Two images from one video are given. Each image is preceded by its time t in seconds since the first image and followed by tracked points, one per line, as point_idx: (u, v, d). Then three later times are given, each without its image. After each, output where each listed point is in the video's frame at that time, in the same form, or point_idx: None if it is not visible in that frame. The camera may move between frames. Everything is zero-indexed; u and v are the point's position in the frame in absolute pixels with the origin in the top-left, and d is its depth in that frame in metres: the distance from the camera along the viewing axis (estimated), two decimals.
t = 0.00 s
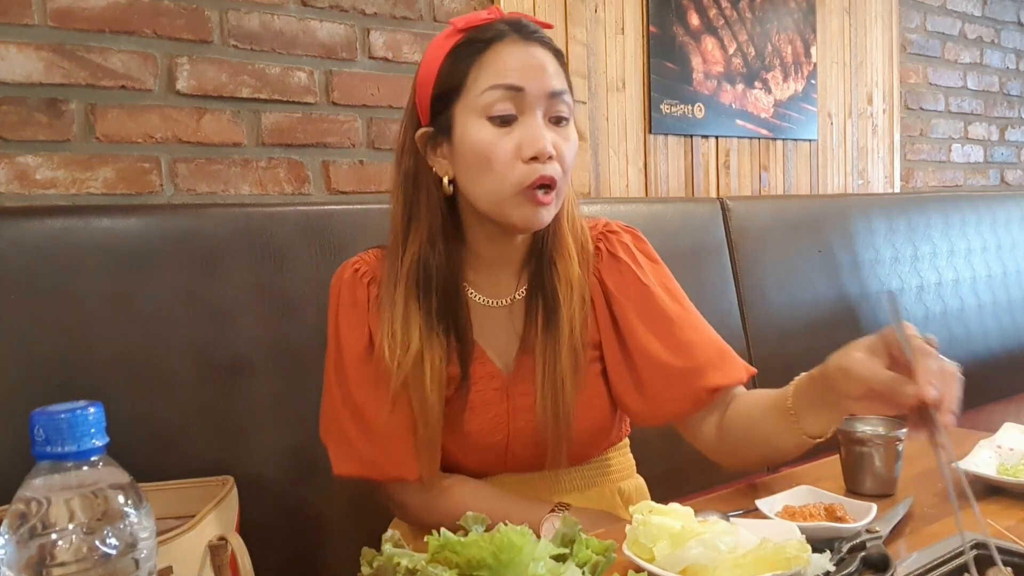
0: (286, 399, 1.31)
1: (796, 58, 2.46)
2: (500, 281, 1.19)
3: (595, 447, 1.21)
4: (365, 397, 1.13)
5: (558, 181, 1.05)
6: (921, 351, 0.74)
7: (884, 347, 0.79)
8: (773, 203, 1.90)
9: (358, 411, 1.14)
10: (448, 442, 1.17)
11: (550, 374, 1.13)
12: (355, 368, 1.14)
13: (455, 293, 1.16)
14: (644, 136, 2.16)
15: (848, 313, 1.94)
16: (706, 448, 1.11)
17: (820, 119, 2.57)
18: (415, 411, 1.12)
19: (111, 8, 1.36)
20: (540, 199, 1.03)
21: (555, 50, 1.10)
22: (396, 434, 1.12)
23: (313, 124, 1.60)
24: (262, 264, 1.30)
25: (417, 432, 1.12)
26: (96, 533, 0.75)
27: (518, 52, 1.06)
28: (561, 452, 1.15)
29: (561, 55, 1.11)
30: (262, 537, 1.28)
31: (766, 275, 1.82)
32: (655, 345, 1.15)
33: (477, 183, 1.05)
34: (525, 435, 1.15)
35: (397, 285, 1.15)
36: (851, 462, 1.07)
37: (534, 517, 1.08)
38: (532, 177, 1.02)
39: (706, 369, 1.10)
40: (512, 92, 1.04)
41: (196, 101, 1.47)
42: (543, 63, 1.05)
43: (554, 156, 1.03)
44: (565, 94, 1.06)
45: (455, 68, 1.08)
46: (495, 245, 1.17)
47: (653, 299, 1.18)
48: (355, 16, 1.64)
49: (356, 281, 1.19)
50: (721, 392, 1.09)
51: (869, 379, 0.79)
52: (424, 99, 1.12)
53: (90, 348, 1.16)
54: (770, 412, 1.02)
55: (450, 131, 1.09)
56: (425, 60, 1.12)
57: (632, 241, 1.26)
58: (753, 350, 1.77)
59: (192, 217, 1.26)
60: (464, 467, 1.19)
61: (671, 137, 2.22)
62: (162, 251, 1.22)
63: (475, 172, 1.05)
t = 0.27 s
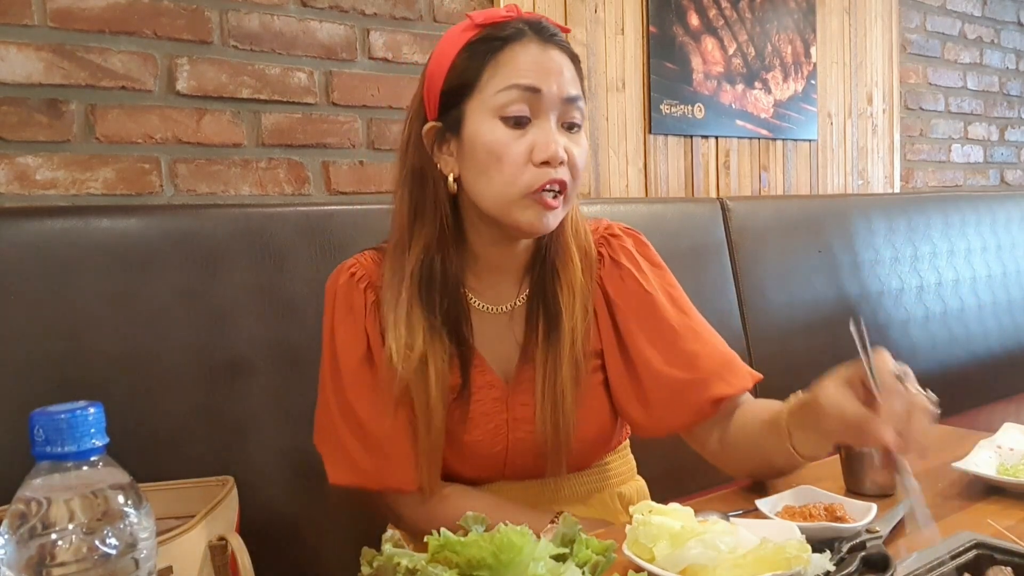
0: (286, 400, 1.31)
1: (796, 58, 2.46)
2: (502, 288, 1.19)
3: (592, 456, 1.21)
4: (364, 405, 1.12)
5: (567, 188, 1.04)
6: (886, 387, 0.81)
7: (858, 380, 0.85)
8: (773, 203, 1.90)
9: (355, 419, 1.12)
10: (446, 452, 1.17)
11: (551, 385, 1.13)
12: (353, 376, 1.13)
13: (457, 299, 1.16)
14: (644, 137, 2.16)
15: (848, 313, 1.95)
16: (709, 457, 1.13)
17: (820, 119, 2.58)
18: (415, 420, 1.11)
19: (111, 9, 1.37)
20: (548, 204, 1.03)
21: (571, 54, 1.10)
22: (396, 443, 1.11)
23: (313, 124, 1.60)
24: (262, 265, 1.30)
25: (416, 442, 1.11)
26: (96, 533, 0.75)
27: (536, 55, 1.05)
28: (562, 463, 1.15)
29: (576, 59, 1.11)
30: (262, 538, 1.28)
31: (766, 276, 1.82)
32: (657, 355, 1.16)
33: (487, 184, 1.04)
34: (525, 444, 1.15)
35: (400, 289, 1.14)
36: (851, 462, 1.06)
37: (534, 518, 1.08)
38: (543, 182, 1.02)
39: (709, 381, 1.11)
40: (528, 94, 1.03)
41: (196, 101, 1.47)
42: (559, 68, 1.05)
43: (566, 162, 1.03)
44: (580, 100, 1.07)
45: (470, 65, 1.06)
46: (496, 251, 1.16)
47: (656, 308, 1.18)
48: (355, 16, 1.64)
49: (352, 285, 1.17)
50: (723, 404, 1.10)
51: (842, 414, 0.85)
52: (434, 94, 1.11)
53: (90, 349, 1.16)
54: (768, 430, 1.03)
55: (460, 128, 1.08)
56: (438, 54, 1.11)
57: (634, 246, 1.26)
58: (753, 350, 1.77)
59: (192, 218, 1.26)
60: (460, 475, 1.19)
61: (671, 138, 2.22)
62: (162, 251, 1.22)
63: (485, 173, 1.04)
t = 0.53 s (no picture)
0: (286, 400, 1.31)
1: (796, 58, 2.46)
2: (508, 293, 1.19)
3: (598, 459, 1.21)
4: (366, 415, 1.11)
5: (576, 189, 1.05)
6: (926, 382, 0.79)
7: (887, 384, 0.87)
8: (773, 203, 1.90)
9: (358, 430, 1.12)
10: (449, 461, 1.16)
11: (557, 394, 1.13)
12: (356, 386, 1.12)
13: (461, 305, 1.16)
14: (644, 137, 2.16)
15: (849, 313, 1.94)
16: (718, 463, 1.15)
17: (820, 119, 2.57)
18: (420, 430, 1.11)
19: (111, 9, 1.37)
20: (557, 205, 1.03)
21: (579, 53, 1.10)
22: (400, 456, 1.10)
23: (313, 124, 1.60)
24: (262, 265, 1.30)
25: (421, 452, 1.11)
26: (96, 533, 0.75)
27: (544, 55, 1.05)
28: (568, 472, 1.15)
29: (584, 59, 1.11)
30: (262, 538, 1.28)
31: (766, 276, 1.82)
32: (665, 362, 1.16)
33: (494, 186, 1.04)
34: (530, 453, 1.15)
35: (405, 295, 1.13)
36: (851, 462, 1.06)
37: (534, 518, 1.08)
38: (551, 182, 1.02)
39: (720, 389, 1.11)
40: (536, 95, 1.03)
41: (196, 101, 1.47)
42: (567, 67, 1.05)
43: (576, 163, 1.03)
44: (588, 101, 1.06)
45: (475, 63, 1.06)
46: (501, 256, 1.16)
47: (664, 314, 1.18)
48: (355, 16, 1.64)
49: (352, 291, 1.16)
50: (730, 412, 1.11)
51: (882, 416, 0.86)
52: (439, 94, 1.11)
53: (90, 349, 1.16)
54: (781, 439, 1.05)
55: (465, 128, 1.08)
56: (442, 51, 1.10)
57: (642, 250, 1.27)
58: (753, 350, 1.77)
59: (192, 218, 1.26)
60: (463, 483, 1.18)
61: (671, 138, 2.22)
62: (162, 251, 1.22)
63: (492, 172, 1.04)
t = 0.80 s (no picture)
0: (286, 400, 1.31)
1: (796, 58, 2.46)
2: (513, 295, 1.19)
3: (599, 463, 1.21)
4: (372, 416, 1.11)
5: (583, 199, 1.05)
6: (904, 398, 0.81)
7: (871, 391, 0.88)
8: (773, 203, 1.89)
9: (363, 431, 1.11)
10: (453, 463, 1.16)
11: (563, 396, 1.13)
12: (363, 386, 1.11)
13: (469, 308, 1.16)
14: (644, 136, 2.16)
15: (848, 313, 1.94)
16: (716, 466, 1.15)
17: (820, 119, 2.57)
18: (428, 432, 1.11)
19: (111, 9, 1.36)
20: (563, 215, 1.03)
21: (589, 57, 1.10)
22: (405, 458, 1.10)
23: (313, 124, 1.60)
24: (262, 264, 1.30)
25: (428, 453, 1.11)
26: (96, 533, 0.75)
27: (554, 61, 1.05)
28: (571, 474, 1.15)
29: (594, 62, 1.11)
30: (262, 538, 1.27)
31: (766, 275, 1.82)
32: (669, 366, 1.16)
33: (501, 194, 1.05)
34: (534, 455, 1.15)
35: (414, 298, 1.13)
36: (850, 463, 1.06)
37: (535, 518, 1.08)
38: (558, 194, 1.02)
39: (721, 391, 1.11)
40: (546, 103, 1.03)
41: (196, 101, 1.47)
42: (577, 74, 1.05)
43: (582, 174, 1.03)
44: (598, 109, 1.06)
45: (484, 70, 1.06)
46: (508, 257, 1.16)
47: (668, 317, 1.19)
48: (355, 16, 1.64)
49: (357, 291, 1.15)
50: (733, 416, 1.11)
51: (856, 421, 0.88)
52: (447, 99, 1.10)
53: (89, 349, 1.16)
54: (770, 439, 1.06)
55: (473, 135, 1.08)
56: (451, 55, 1.10)
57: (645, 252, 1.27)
58: (753, 349, 1.77)
59: (192, 218, 1.26)
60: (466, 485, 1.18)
61: (671, 138, 2.22)
62: (162, 251, 1.22)
63: (499, 182, 1.05)
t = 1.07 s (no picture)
0: (286, 400, 1.31)
1: (796, 57, 2.47)
2: (510, 295, 1.19)
3: (599, 462, 1.21)
4: (369, 416, 1.11)
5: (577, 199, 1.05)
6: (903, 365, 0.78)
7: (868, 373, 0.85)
8: (773, 203, 1.89)
9: (360, 430, 1.11)
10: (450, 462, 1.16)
11: (560, 395, 1.13)
12: (360, 386, 1.12)
13: (466, 308, 1.16)
14: (644, 136, 2.16)
15: (848, 312, 1.94)
16: (716, 465, 1.15)
17: (820, 118, 2.57)
18: (424, 431, 1.11)
19: (111, 9, 1.37)
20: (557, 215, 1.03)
21: (583, 56, 1.09)
22: (402, 457, 1.10)
23: (313, 124, 1.60)
24: (262, 264, 1.30)
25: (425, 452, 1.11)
26: (96, 533, 0.75)
27: (547, 61, 1.05)
28: (569, 473, 1.15)
29: (588, 60, 1.10)
30: (262, 538, 1.27)
31: (766, 275, 1.82)
32: (666, 365, 1.16)
33: (493, 195, 1.05)
34: (531, 454, 1.14)
35: (411, 298, 1.13)
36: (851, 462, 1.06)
37: (535, 518, 1.08)
38: (552, 195, 1.02)
39: (719, 392, 1.11)
40: (537, 104, 1.03)
41: (196, 101, 1.47)
42: (570, 73, 1.04)
43: (575, 174, 1.03)
44: (592, 107, 1.06)
45: (476, 73, 1.06)
46: (505, 257, 1.16)
47: (665, 317, 1.19)
48: (355, 16, 1.64)
49: (355, 291, 1.16)
50: (730, 415, 1.11)
51: (862, 403, 0.85)
52: (440, 102, 1.11)
53: (90, 349, 1.16)
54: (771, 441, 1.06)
55: (467, 139, 1.08)
56: (444, 58, 1.10)
57: (643, 251, 1.27)
58: (753, 349, 1.77)
59: (192, 218, 1.26)
60: (465, 484, 1.18)
61: (671, 137, 2.22)
62: (162, 251, 1.22)
63: (491, 183, 1.05)
